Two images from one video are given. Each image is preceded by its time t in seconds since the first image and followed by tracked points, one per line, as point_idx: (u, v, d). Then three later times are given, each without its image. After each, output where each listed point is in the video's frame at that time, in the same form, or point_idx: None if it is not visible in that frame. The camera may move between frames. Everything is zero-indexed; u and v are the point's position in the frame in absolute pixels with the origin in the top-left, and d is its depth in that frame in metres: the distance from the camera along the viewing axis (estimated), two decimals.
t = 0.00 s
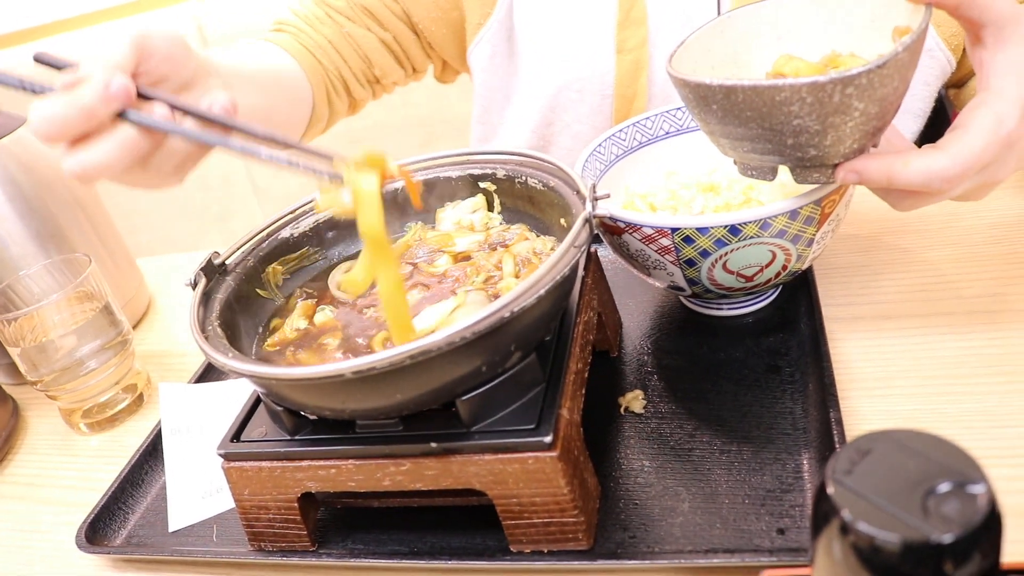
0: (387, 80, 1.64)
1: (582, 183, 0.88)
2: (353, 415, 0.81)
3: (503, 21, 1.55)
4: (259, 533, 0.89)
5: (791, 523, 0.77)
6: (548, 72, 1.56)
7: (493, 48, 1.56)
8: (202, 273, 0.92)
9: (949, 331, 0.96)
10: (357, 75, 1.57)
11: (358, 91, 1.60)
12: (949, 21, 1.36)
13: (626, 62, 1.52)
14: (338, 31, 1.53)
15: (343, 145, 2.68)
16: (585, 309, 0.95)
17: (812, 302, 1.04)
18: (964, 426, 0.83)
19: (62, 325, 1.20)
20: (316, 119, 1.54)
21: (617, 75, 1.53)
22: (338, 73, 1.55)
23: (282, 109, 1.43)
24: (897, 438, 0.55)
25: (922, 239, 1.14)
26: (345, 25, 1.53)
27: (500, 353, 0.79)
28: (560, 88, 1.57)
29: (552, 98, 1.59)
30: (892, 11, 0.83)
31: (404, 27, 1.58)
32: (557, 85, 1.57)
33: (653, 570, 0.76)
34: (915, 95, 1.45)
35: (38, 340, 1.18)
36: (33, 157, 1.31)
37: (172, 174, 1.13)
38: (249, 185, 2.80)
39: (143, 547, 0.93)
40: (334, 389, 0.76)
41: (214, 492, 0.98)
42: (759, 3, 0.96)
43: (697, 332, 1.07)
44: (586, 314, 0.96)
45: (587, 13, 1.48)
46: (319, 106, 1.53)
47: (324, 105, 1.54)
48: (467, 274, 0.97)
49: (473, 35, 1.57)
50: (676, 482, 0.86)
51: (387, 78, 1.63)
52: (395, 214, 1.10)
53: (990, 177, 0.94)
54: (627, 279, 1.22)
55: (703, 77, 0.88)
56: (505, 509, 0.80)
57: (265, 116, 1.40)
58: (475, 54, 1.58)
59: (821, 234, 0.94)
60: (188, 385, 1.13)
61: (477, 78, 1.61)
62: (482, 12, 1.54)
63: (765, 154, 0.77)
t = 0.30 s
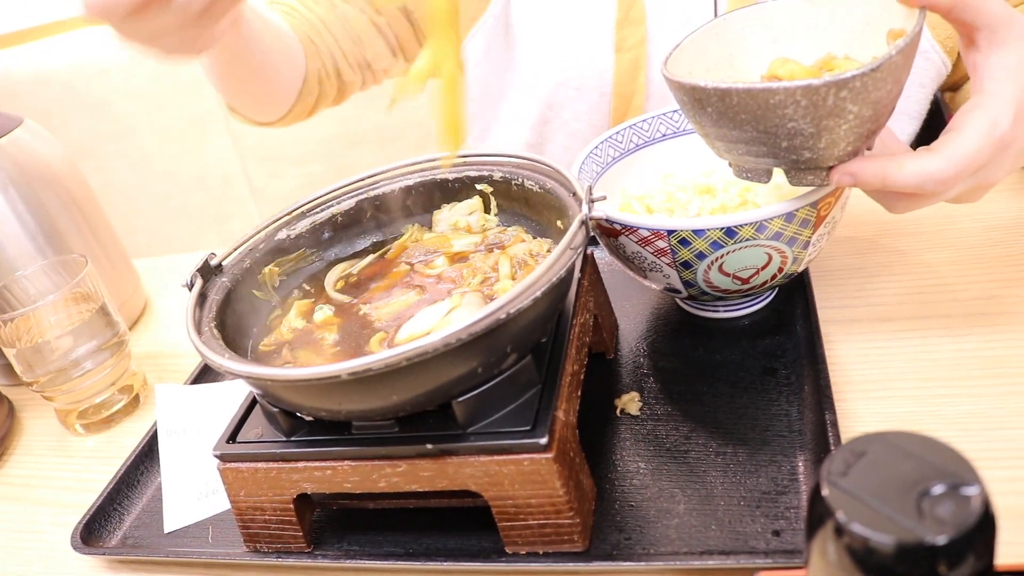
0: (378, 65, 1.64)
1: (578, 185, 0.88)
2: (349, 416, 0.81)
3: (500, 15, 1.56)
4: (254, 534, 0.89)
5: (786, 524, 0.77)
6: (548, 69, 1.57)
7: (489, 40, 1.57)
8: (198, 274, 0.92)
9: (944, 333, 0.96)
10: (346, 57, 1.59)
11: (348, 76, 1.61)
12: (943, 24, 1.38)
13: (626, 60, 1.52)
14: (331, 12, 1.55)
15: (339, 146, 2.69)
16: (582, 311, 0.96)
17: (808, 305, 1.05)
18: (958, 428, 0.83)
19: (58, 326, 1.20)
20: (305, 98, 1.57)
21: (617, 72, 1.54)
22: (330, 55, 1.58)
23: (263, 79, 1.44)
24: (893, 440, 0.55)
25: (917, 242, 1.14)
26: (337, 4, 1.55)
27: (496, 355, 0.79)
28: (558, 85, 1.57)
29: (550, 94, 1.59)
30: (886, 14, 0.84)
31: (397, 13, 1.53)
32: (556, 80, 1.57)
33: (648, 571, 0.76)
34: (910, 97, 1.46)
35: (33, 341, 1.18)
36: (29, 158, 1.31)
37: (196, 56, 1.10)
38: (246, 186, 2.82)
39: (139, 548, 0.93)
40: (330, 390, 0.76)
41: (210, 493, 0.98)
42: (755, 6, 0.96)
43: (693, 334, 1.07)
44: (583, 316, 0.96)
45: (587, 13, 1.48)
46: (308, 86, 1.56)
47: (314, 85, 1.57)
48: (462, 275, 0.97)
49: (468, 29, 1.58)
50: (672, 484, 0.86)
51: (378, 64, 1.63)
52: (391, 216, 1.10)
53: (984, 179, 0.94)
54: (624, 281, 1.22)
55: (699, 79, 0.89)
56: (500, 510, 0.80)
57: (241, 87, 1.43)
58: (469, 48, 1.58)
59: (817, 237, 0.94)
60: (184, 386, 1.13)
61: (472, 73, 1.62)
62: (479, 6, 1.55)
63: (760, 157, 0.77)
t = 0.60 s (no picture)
0: (390, 56, 1.67)
1: (577, 186, 0.89)
2: (347, 416, 0.81)
3: (506, 11, 1.58)
4: (252, 534, 0.89)
5: (785, 526, 0.77)
6: (551, 65, 1.56)
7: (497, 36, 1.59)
8: (197, 274, 0.92)
9: (942, 336, 0.97)
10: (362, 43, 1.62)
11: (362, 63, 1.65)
12: (943, 26, 1.40)
13: (630, 58, 1.53)
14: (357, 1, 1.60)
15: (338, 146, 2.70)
16: (580, 312, 0.96)
17: (807, 306, 1.05)
18: (956, 431, 0.83)
19: (56, 325, 1.20)
20: (325, 81, 1.59)
21: (620, 69, 1.54)
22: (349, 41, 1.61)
23: (291, 60, 1.46)
24: (892, 441, 0.55)
25: (917, 244, 1.14)
26: None
27: (495, 355, 0.79)
28: (558, 86, 1.57)
29: (552, 89, 1.58)
30: (884, 16, 0.84)
31: None
32: (558, 76, 1.56)
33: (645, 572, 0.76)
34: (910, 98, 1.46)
35: (32, 340, 1.18)
36: (27, 157, 1.31)
37: None
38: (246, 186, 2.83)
39: (136, 548, 0.93)
40: (328, 390, 0.76)
41: (208, 492, 0.98)
42: (753, 8, 0.97)
43: (692, 336, 1.07)
44: (581, 316, 0.96)
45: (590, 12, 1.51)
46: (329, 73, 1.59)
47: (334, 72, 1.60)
48: (462, 276, 0.97)
49: (479, 24, 1.60)
50: (670, 485, 0.86)
51: (392, 53, 1.65)
52: (391, 216, 1.10)
53: (982, 181, 0.95)
54: (623, 282, 1.22)
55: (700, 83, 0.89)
56: (498, 511, 0.80)
57: (273, 63, 1.45)
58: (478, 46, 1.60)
59: (816, 238, 0.94)
60: (183, 385, 1.13)
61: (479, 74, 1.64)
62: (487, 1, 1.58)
63: (759, 159, 0.77)
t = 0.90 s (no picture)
0: (385, 49, 1.65)
1: (576, 187, 0.89)
2: (345, 417, 0.81)
3: (509, 10, 1.56)
4: (250, 535, 0.89)
5: (782, 528, 0.77)
6: (554, 65, 1.57)
7: (499, 33, 1.57)
8: (195, 274, 0.92)
9: (940, 339, 0.97)
10: (359, 35, 1.59)
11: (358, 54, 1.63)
12: (943, 28, 1.40)
13: (634, 60, 1.54)
14: None
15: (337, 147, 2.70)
16: (579, 314, 0.96)
17: (805, 308, 1.05)
18: (954, 433, 0.83)
19: (54, 325, 1.20)
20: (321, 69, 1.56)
21: (624, 71, 1.55)
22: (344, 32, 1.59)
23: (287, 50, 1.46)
24: (888, 444, 0.55)
25: (916, 247, 1.14)
26: None
27: (493, 356, 0.79)
28: (561, 89, 1.58)
29: (556, 90, 1.59)
30: (886, 19, 0.84)
31: None
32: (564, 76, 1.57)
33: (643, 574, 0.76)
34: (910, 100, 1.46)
35: (30, 340, 1.18)
36: (26, 157, 1.31)
37: None
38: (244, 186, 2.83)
39: (134, 548, 0.93)
40: (326, 391, 0.76)
41: (206, 493, 0.98)
42: (752, 10, 0.97)
43: (690, 338, 1.07)
44: (580, 318, 0.96)
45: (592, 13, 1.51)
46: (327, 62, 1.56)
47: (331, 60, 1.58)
48: (460, 276, 0.97)
49: (480, 21, 1.58)
50: (668, 487, 0.86)
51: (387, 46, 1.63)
52: (389, 217, 1.10)
53: (980, 185, 0.95)
54: (621, 284, 1.22)
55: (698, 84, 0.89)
56: (495, 512, 0.80)
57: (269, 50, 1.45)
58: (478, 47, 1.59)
59: (815, 241, 0.94)
60: (181, 386, 1.13)
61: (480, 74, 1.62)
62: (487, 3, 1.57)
63: (757, 161, 0.77)
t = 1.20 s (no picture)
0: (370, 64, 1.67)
1: (573, 188, 0.89)
2: (341, 417, 0.81)
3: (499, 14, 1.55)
4: (245, 535, 0.88)
5: (778, 530, 0.77)
6: (545, 72, 1.57)
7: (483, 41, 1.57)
8: (193, 274, 0.92)
9: (935, 342, 0.97)
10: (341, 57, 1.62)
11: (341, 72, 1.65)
12: (941, 34, 1.40)
13: (624, 67, 1.53)
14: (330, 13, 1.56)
15: (335, 148, 2.70)
16: (575, 315, 0.96)
17: (802, 311, 1.05)
18: (949, 436, 0.83)
19: (50, 325, 1.20)
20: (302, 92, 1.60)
21: (615, 79, 1.54)
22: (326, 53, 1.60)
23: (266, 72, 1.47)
24: (884, 447, 0.55)
25: (913, 250, 1.14)
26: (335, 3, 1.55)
27: (489, 357, 0.79)
28: (556, 93, 1.59)
29: (548, 98, 1.60)
30: (883, 22, 0.84)
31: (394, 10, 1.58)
32: (557, 85, 1.57)
33: None
34: (907, 104, 1.48)
35: (26, 339, 1.18)
36: (23, 156, 1.31)
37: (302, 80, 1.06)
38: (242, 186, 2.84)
39: (129, 548, 0.93)
40: (324, 392, 0.76)
41: (201, 493, 0.98)
42: (750, 13, 0.97)
43: (687, 340, 1.07)
44: (577, 320, 0.96)
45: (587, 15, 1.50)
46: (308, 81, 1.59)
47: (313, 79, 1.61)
48: (457, 277, 0.97)
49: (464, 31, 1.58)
50: (664, 489, 0.86)
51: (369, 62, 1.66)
52: (386, 217, 1.10)
53: (977, 189, 0.95)
54: (619, 287, 1.22)
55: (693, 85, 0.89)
56: (491, 514, 0.80)
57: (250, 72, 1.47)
58: (465, 52, 1.59)
59: (811, 243, 0.95)
60: (178, 386, 1.13)
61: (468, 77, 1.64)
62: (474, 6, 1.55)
63: (755, 164, 0.77)
